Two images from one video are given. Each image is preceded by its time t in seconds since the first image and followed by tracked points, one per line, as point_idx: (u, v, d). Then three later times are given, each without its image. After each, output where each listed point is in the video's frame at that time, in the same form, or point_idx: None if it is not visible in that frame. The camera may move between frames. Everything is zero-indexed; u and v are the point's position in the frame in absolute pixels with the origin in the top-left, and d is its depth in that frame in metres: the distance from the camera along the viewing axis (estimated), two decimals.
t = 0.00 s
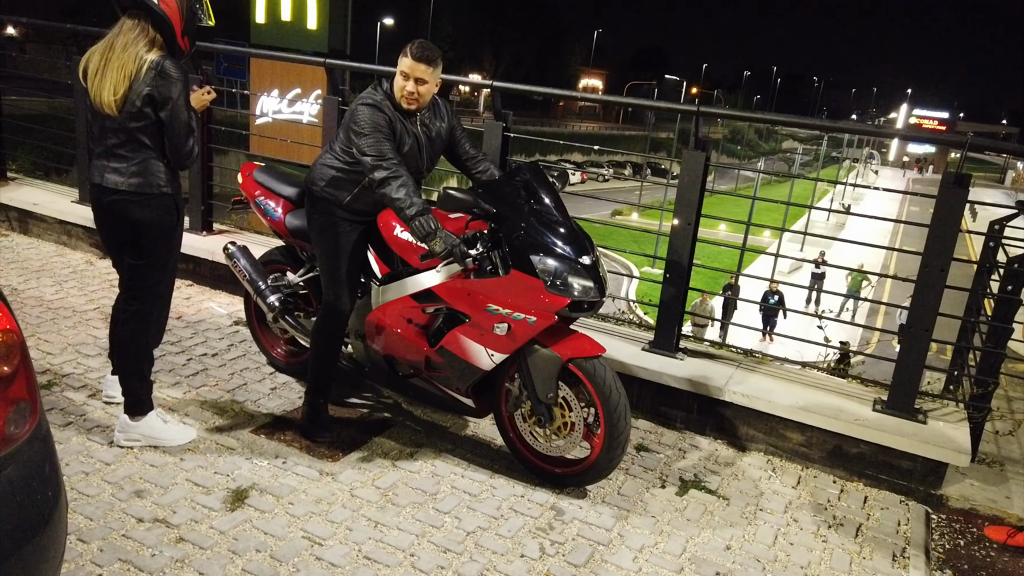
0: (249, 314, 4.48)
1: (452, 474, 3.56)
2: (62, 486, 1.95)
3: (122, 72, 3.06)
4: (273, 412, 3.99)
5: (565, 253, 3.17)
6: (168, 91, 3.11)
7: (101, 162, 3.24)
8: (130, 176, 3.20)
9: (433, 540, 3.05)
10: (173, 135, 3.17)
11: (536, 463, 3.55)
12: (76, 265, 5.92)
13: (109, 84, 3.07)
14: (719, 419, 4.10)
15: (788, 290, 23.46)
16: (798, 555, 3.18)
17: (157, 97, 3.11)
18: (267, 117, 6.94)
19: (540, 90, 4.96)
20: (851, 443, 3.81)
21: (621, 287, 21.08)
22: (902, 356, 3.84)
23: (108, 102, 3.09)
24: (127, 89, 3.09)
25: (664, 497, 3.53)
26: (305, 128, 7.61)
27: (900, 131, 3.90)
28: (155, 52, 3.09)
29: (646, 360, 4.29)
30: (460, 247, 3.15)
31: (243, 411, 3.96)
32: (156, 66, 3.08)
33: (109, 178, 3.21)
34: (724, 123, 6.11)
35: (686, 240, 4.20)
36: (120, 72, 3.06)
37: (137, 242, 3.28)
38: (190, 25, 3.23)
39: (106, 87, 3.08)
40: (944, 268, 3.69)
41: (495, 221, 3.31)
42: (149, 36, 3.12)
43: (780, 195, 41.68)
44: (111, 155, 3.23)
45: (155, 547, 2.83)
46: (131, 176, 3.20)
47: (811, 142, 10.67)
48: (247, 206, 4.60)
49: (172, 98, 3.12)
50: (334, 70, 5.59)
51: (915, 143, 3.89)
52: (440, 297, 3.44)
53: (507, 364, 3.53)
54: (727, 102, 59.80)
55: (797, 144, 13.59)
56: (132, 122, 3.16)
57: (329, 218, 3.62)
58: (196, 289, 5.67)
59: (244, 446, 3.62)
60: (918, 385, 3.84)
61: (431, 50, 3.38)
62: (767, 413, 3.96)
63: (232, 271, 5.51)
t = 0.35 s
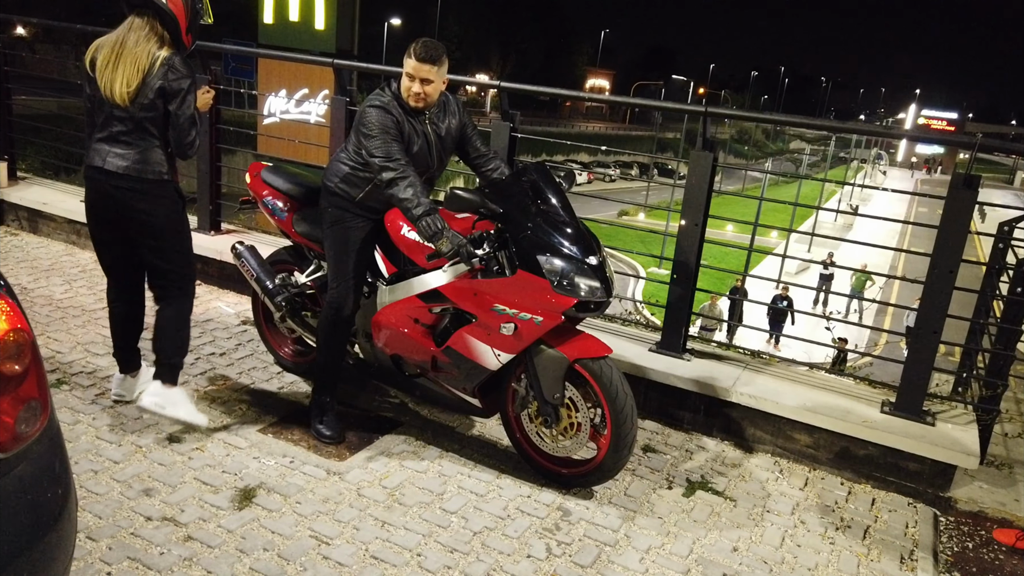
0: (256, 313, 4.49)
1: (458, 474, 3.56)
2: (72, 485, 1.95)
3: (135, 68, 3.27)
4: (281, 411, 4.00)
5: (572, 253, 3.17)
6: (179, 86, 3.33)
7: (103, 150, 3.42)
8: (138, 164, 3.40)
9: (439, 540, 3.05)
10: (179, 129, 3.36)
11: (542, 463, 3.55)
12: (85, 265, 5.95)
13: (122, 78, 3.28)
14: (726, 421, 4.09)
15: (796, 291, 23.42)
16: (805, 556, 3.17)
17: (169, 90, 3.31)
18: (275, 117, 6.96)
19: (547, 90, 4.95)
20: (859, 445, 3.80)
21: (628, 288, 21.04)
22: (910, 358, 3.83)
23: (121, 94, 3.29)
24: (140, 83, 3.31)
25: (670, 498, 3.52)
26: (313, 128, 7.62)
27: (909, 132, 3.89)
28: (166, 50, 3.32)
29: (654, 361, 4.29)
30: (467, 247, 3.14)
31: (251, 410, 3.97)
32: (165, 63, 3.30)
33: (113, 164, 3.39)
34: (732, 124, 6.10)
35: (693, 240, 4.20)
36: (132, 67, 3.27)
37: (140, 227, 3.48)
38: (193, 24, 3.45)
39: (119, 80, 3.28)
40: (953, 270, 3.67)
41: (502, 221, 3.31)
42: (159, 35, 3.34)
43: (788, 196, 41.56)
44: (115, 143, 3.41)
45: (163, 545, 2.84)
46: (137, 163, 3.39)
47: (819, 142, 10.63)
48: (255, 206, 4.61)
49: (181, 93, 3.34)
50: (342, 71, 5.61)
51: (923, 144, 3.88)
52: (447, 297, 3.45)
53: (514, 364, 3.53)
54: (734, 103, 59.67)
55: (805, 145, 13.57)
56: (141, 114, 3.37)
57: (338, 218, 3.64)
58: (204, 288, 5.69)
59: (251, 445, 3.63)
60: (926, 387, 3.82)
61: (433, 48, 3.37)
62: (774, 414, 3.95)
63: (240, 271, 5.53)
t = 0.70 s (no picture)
0: (267, 313, 4.51)
1: (467, 475, 3.57)
2: (86, 485, 1.97)
3: (149, 67, 3.57)
4: (291, 411, 4.02)
5: (583, 253, 3.18)
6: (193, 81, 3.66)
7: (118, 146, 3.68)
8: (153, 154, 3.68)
9: (448, 540, 3.06)
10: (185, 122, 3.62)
11: (551, 464, 3.55)
12: (98, 265, 6.00)
13: (137, 77, 3.57)
14: (735, 423, 4.08)
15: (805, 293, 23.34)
16: (814, 560, 3.17)
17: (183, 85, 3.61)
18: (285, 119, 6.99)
19: (557, 92, 4.96)
20: (869, 448, 3.78)
21: (636, 290, 21.00)
22: (922, 361, 3.81)
23: (137, 92, 3.59)
24: (154, 80, 3.61)
25: (679, 500, 3.52)
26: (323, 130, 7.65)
27: (921, 134, 3.88)
28: (177, 48, 3.62)
29: (664, 362, 4.29)
30: (480, 245, 3.15)
31: (261, 410, 3.99)
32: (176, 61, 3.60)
33: (132, 159, 3.66)
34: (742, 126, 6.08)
35: (703, 242, 4.20)
36: (146, 67, 3.57)
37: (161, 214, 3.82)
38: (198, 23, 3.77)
39: (135, 79, 3.58)
40: (964, 272, 3.66)
41: (514, 221, 3.32)
42: (167, 35, 3.64)
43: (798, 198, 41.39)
44: (131, 139, 3.68)
45: (174, 544, 2.87)
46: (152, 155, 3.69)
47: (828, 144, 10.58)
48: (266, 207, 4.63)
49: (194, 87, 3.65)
50: (352, 73, 5.63)
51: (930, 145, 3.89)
52: (458, 296, 3.46)
53: (524, 365, 3.54)
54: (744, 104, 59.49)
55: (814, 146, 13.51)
56: (156, 110, 3.67)
57: (351, 217, 3.66)
58: (215, 289, 5.73)
59: (262, 445, 3.65)
60: (938, 390, 3.81)
61: (440, 50, 3.36)
62: (784, 416, 3.94)
63: (250, 272, 5.56)
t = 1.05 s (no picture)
0: (277, 316, 4.55)
1: (475, 478, 3.59)
2: (99, 487, 1.99)
3: (178, 77, 3.78)
4: (300, 414, 4.05)
5: (591, 258, 3.20)
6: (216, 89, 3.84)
7: (150, 146, 3.95)
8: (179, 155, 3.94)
9: (456, 543, 3.08)
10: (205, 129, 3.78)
11: (558, 467, 3.57)
12: (109, 268, 6.05)
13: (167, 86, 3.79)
14: (743, 427, 4.09)
15: (815, 298, 23.29)
16: (821, 564, 3.17)
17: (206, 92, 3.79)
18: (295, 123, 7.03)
19: (566, 96, 4.97)
20: (878, 453, 3.78)
21: (644, 294, 20.98)
22: (931, 366, 3.81)
23: (168, 99, 3.82)
24: (182, 89, 3.81)
25: (686, 504, 3.53)
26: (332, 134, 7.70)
27: (930, 139, 3.87)
28: (202, 57, 3.79)
29: (671, 366, 4.29)
30: (488, 250, 3.19)
31: (271, 413, 4.02)
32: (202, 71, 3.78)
33: (163, 160, 3.93)
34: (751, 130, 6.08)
35: (711, 246, 4.20)
36: (175, 77, 3.78)
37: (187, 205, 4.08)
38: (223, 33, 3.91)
39: (166, 88, 3.80)
40: (973, 278, 3.66)
41: (523, 226, 3.33)
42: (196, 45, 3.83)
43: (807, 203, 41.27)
44: (163, 141, 3.95)
45: (185, 545, 2.89)
46: (180, 156, 3.94)
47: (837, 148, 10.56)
48: (277, 211, 4.66)
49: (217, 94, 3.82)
50: (361, 78, 5.66)
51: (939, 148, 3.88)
52: (467, 300, 3.49)
53: (532, 369, 3.55)
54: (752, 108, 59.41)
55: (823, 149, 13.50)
56: (185, 115, 3.91)
57: (360, 223, 3.71)
58: (225, 292, 5.77)
59: (271, 448, 3.67)
60: (947, 395, 3.80)
61: (446, 59, 3.39)
62: (792, 421, 3.94)
63: (260, 275, 5.60)
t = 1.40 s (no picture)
0: (288, 325, 4.57)
1: (484, 487, 3.60)
2: (115, 497, 2.01)
3: (205, 81, 4.13)
4: (310, 422, 4.07)
5: (601, 267, 3.21)
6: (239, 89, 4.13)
7: (187, 145, 4.34)
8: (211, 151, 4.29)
9: (466, 552, 3.09)
10: (225, 124, 4.08)
11: (567, 476, 3.57)
12: (120, 277, 6.10)
13: (196, 88, 4.16)
14: (751, 436, 4.09)
15: (822, 306, 23.25)
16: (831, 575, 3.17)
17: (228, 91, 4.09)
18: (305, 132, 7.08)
19: (574, 106, 4.99)
20: (887, 463, 3.78)
21: (651, 302, 20.96)
22: (940, 376, 3.80)
23: (196, 101, 4.18)
24: (209, 92, 4.16)
25: (695, 514, 3.53)
26: (341, 142, 7.74)
27: (937, 149, 3.88)
28: (228, 63, 4.11)
29: (679, 375, 4.29)
30: (499, 259, 3.21)
31: (281, 421, 4.04)
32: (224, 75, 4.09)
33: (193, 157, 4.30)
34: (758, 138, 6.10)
35: (718, 255, 4.21)
36: (202, 80, 4.13)
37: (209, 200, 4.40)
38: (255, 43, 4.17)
39: (195, 90, 4.17)
40: (982, 288, 3.65)
41: (533, 235, 3.35)
42: (227, 52, 4.16)
43: (813, 210, 41.19)
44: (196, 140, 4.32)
45: (197, 554, 2.91)
46: (210, 154, 4.28)
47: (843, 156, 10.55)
48: (287, 220, 4.70)
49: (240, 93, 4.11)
50: (371, 87, 5.71)
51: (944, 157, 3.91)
52: (477, 309, 3.50)
53: (541, 378, 3.56)
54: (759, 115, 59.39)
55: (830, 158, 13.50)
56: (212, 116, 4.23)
57: (372, 232, 3.75)
58: (235, 300, 5.80)
59: (281, 456, 3.69)
60: (956, 405, 3.80)
61: (481, 71, 3.44)
62: (801, 431, 3.94)
63: (270, 284, 5.63)
